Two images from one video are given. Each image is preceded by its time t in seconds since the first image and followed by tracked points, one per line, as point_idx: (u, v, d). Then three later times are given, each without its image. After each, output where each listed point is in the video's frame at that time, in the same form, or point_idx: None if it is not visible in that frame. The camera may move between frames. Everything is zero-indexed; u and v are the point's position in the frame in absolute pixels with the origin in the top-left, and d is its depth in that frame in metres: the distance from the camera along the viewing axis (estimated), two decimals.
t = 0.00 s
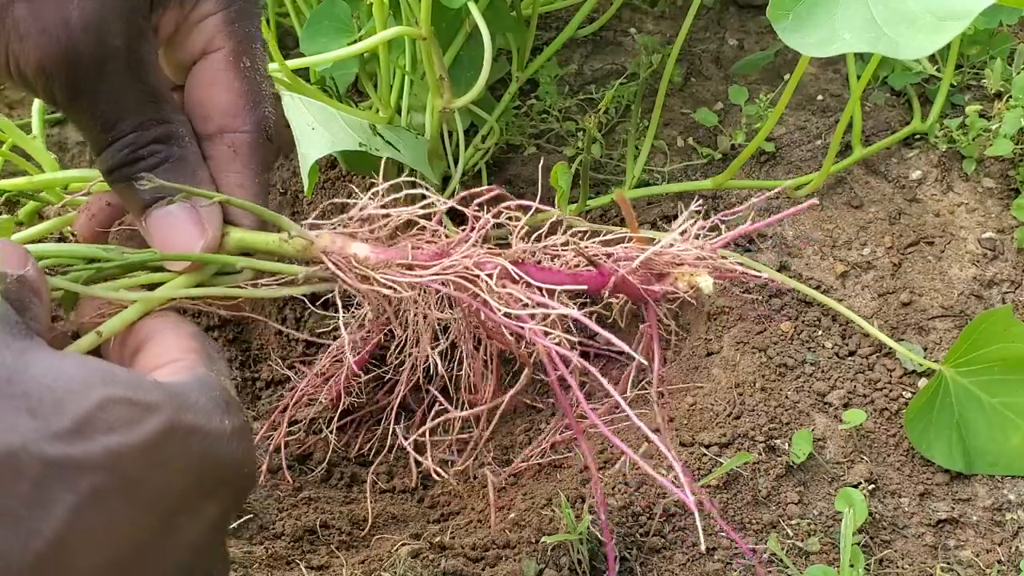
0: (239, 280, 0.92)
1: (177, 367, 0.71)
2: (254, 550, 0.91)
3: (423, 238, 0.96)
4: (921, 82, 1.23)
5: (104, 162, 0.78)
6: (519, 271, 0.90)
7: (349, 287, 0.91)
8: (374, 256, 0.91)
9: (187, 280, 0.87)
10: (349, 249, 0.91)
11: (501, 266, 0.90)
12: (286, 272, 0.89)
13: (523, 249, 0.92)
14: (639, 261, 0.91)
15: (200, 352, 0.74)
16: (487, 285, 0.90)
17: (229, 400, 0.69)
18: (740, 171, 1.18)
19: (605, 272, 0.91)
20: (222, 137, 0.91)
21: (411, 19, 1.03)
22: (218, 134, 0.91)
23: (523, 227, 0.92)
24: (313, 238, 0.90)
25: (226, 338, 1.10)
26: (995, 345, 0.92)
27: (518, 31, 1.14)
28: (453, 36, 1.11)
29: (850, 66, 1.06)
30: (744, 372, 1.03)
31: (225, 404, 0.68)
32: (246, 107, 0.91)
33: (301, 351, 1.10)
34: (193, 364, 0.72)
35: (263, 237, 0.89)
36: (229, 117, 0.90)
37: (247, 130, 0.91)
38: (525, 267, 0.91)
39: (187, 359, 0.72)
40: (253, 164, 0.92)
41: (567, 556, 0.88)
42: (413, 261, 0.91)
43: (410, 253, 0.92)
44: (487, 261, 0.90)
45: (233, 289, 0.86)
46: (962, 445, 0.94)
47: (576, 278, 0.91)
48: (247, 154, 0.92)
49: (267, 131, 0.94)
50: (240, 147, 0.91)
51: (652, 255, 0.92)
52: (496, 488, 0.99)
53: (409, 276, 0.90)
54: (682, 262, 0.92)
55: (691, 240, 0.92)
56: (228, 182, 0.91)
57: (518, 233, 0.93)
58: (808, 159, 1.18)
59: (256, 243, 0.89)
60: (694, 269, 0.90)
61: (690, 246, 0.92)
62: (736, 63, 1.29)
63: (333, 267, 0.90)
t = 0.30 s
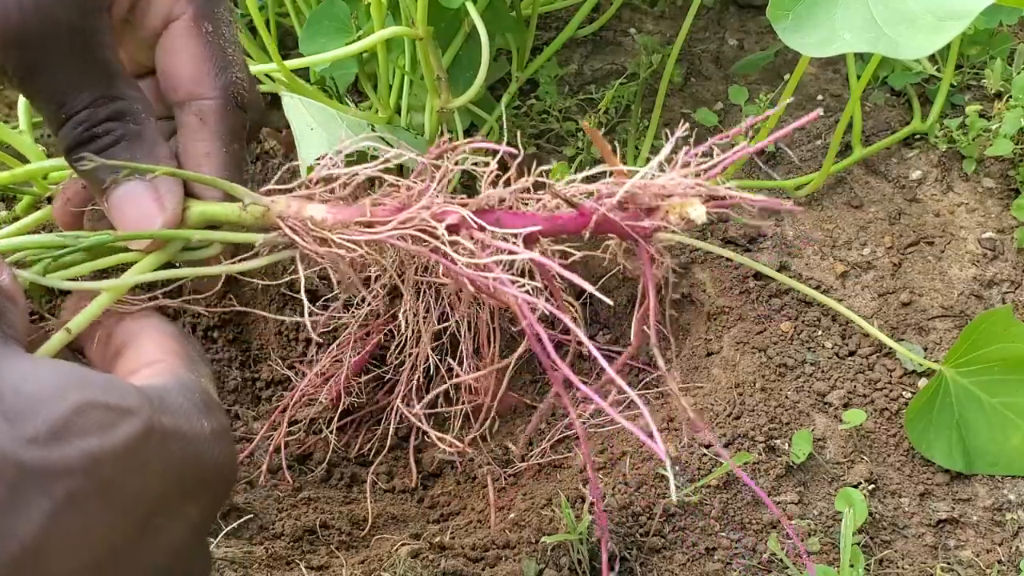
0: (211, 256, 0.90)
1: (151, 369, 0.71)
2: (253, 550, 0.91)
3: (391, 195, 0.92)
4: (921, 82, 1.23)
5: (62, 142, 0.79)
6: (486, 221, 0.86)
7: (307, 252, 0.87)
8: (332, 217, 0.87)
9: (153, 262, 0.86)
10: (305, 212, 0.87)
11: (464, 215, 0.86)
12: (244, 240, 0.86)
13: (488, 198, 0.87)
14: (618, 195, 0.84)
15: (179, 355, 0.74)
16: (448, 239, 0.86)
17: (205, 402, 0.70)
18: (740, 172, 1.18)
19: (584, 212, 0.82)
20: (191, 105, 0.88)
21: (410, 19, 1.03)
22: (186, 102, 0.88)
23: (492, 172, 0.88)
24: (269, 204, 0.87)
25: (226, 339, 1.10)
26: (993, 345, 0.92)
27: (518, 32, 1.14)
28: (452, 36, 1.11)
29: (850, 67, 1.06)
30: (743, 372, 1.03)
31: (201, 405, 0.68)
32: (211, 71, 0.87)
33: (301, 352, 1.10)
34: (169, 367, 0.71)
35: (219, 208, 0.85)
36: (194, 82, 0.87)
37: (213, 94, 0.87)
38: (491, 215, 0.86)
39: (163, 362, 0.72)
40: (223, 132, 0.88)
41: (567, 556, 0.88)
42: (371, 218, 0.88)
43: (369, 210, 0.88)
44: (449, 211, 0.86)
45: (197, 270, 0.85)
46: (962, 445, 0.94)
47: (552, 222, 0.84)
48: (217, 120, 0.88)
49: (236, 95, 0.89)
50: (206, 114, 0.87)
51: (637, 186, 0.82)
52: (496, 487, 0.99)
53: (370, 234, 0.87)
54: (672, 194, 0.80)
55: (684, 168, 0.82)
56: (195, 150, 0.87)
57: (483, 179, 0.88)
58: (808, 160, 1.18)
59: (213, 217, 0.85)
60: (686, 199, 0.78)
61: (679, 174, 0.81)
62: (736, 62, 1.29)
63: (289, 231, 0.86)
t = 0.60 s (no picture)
0: (168, 241, 0.91)
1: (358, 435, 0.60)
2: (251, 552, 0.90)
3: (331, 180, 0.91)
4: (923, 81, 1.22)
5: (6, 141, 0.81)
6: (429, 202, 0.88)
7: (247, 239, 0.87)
8: (270, 202, 0.87)
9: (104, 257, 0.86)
10: (242, 199, 0.87)
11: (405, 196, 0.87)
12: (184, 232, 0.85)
13: (432, 175, 0.89)
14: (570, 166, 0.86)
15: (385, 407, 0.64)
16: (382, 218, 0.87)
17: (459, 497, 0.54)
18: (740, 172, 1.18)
19: (537, 185, 0.85)
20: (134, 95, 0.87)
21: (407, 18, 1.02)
22: (131, 95, 0.87)
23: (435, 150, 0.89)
24: (206, 194, 0.86)
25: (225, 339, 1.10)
26: (996, 345, 0.91)
27: (518, 31, 1.13)
28: (451, 33, 1.10)
29: (851, 66, 1.06)
30: (744, 372, 1.02)
31: (460, 543, 0.52)
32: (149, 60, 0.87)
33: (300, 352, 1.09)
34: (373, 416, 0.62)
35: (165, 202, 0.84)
36: (134, 75, 0.87)
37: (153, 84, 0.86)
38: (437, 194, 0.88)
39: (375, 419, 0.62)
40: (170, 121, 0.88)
41: (567, 557, 0.91)
42: (309, 201, 0.87)
43: (307, 193, 0.88)
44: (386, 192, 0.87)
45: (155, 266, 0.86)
46: (964, 445, 0.93)
47: (505, 197, 0.86)
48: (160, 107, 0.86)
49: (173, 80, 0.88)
50: (143, 104, 0.86)
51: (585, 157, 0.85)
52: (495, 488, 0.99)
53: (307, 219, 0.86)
54: (629, 162, 0.85)
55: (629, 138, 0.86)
56: (140, 142, 0.86)
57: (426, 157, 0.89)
58: (809, 159, 1.18)
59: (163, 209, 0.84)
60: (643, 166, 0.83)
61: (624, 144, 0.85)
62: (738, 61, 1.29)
63: (226, 219, 0.86)
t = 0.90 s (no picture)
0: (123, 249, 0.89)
1: (717, 404, 0.53)
2: (251, 551, 0.90)
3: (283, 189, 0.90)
4: (923, 81, 1.22)
5: None
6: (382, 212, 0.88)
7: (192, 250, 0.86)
8: (216, 211, 0.86)
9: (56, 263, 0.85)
10: (190, 207, 0.85)
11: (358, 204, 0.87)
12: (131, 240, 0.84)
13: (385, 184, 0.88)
14: (531, 179, 0.86)
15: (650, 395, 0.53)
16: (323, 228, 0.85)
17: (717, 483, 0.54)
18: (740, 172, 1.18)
19: (494, 198, 0.85)
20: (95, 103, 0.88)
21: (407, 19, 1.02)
22: (90, 101, 0.89)
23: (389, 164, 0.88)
24: (155, 201, 0.85)
25: (226, 339, 1.10)
26: (995, 345, 0.90)
27: (518, 31, 1.13)
28: (451, 33, 1.10)
29: (851, 65, 1.06)
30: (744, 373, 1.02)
31: None
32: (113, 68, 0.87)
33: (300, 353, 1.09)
34: (659, 400, 0.52)
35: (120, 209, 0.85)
36: (96, 82, 0.87)
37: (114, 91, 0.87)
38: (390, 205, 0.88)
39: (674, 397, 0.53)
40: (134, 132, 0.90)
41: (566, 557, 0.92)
42: (255, 210, 0.86)
43: (253, 201, 0.86)
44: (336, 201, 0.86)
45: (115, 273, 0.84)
46: (964, 445, 0.93)
47: (461, 209, 0.86)
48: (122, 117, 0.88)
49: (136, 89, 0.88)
50: (104, 114, 0.88)
51: (548, 170, 0.86)
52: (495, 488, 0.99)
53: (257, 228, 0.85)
54: (593, 174, 0.86)
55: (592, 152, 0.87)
56: (99, 149, 0.88)
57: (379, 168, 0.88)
58: (809, 159, 1.18)
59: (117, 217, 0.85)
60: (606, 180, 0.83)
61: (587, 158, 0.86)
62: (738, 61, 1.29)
63: (172, 228, 0.85)
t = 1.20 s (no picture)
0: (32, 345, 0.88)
1: (372, 336, 0.68)
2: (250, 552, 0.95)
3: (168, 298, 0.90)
4: (923, 80, 1.22)
5: None
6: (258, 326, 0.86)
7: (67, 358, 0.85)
8: (92, 320, 0.85)
9: None
10: (69, 315, 0.85)
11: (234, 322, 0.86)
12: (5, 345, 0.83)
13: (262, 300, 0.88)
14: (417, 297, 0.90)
15: (308, 349, 0.67)
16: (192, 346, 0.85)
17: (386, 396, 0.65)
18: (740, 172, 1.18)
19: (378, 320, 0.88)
20: None
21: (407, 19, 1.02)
22: None
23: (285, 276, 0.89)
24: (34, 307, 0.85)
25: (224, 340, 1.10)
26: (994, 344, 0.90)
27: (518, 31, 1.13)
28: (451, 33, 1.09)
29: (851, 66, 1.05)
30: (745, 372, 1.02)
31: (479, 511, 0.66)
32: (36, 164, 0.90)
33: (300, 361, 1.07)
34: (327, 364, 0.66)
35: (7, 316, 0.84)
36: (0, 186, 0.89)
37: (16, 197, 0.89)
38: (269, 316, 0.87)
39: (337, 346, 0.67)
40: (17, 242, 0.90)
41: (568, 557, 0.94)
42: (131, 320, 0.86)
43: (130, 310, 0.86)
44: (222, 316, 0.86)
45: None
46: (964, 445, 0.93)
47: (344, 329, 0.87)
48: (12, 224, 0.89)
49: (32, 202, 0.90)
50: None
51: (436, 290, 0.90)
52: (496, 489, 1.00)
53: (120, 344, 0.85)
54: (479, 294, 0.90)
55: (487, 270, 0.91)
56: None
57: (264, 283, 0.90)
58: (808, 159, 1.18)
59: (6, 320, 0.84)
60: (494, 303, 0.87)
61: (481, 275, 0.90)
62: (738, 61, 1.29)
63: (49, 335, 0.84)
